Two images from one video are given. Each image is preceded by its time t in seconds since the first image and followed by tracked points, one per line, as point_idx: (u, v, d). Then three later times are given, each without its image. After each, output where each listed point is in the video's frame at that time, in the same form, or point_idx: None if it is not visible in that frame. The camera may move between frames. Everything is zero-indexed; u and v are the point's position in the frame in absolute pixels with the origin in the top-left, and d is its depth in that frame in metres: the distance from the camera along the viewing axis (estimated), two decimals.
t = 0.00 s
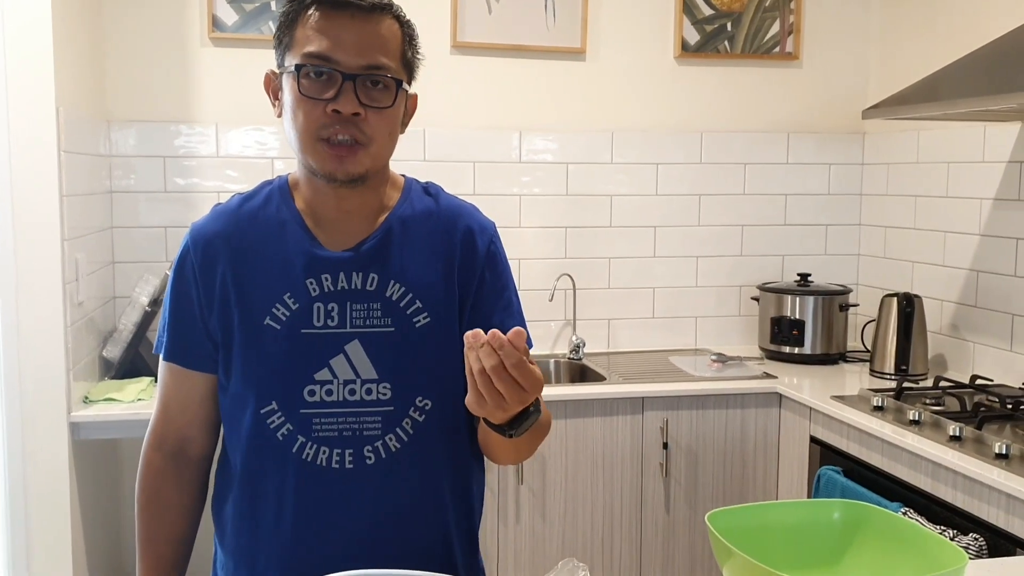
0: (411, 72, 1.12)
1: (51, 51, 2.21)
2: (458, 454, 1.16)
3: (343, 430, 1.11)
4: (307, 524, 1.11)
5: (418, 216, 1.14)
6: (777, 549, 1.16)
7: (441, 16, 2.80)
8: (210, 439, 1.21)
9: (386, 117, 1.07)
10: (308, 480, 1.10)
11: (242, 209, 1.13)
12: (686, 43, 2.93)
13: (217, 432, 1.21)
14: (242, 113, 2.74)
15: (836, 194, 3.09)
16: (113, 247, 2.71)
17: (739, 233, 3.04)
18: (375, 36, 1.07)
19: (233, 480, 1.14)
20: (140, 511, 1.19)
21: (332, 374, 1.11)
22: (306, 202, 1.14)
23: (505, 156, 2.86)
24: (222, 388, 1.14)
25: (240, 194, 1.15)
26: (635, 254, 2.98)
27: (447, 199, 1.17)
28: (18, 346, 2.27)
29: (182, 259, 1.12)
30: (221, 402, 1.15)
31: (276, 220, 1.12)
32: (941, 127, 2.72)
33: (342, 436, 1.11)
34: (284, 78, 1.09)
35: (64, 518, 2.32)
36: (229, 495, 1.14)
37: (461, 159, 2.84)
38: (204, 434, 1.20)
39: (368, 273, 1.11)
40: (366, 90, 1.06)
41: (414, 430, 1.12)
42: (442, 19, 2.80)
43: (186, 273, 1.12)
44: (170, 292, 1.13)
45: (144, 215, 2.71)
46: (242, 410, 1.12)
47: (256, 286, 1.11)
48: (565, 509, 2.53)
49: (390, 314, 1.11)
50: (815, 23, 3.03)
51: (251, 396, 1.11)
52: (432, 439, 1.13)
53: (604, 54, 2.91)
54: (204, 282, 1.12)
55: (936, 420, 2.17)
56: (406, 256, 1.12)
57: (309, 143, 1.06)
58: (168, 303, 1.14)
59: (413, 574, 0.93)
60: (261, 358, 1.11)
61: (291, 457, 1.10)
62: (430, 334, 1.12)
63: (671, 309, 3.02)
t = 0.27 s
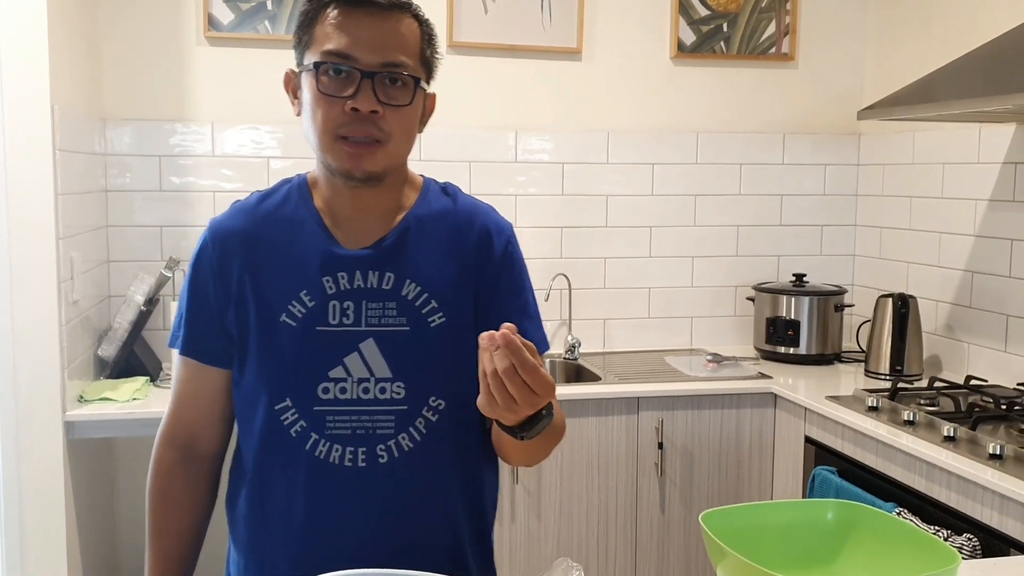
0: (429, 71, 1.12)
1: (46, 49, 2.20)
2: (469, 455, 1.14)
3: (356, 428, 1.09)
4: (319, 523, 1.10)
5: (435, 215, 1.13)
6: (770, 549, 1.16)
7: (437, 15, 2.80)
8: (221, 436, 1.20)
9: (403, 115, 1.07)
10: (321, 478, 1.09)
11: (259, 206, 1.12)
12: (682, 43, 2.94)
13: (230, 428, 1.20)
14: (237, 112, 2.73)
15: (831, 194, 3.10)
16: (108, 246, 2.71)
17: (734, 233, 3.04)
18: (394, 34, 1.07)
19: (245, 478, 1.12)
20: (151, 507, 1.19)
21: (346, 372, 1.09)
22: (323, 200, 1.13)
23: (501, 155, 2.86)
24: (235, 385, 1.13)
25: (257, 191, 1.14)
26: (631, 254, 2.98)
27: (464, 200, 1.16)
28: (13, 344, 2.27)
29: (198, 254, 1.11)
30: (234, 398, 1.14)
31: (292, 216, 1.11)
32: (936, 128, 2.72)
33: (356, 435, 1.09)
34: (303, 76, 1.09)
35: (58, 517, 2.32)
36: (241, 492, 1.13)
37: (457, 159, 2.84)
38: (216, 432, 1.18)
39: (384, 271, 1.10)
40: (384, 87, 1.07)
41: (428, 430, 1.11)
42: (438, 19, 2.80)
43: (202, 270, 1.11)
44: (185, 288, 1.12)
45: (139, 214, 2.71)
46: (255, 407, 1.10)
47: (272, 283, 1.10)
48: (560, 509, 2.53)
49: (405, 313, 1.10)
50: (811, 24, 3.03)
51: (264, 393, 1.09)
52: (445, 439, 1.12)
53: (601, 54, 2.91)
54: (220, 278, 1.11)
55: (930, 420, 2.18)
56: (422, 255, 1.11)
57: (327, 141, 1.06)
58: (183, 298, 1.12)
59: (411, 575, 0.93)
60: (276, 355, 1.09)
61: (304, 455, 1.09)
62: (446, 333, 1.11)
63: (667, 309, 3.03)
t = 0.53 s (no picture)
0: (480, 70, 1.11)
1: (39, 48, 2.20)
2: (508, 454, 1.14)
3: (397, 425, 1.09)
4: (358, 518, 1.10)
5: (482, 214, 1.12)
6: (762, 548, 1.17)
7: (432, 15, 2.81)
8: (264, 428, 1.19)
9: (453, 114, 1.06)
10: (361, 473, 1.09)
11: (307, 201, 1.12)
12: (676, 44, 2.94)
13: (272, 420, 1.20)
14: (232, 112, 2.73)
15: (824, 195, 3.11)
16: (102, 245, 2.70)
17: (728, 234, 3.05)
18: (447, 33, 1.06)
19: (285, 472, 1.12)
20: (193, 496, 1.19)
21: (389, 368, 1.09)
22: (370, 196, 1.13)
23: (495, 155, 2.87)
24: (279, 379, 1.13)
25: (305, 185, 1.14)
26: (625, 254, 2.99)
27: (511, 200, 1.15)
28: (7, 344, 2.27)
29: (245, 247, 1.11)
30: (277, 392, 1.14)
31: (340, 212, 1.10)
32: (929, 129, 2.73)
33: (397, 431, 1.09)
34: (353, 71, 1.08)
35: (52, 517, 2.32)
36: (282, 485, 1.13)
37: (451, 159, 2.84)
38: (260, 425, 1.18)
39: (429, 270, 1.09)
40: (435, 86, 1.06)
41: (468, 429, 1.10)
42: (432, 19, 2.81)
43: (249, 263, 1.11)
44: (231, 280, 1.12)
45: (133, 213, 2.71)
46: (297, 401, 1.10)
47: (318, 277, 1.09)
48: (554, 508, 2.53)
49: (449, 312, 1.09)
50: (806, 25, 3.04)
51: (307, 387, 1.09)
52: (485, 437, 1.11)
53: (595, 55, 2.92)
54: (267, 271, 1.10)
55: (922, 420, 2.19)
56: (468, 254, 1.10)
57: (376, 138, 1.06)
58: (229, 290, 1.12)
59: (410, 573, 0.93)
60: (320, 350, 1.09)
61: (345, 449, 1.09)
62: (488, 333, 1.10)
63: (661, 309, 3.03)
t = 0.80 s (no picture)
0: (530, 68, 1.13)
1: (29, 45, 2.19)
2: (553, 450, 1.15)
3: (444, 419, 1.11)
4: (405, 512, 1.11)
5: (531, 213, 1.14)
6: (753, 547, 1.17)
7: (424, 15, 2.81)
8: (312, 421, 1.22)
9: (503, 110, 1.08)
10: (408, 467, 1.11)
11: (359, 198, 1.15)
12: (669, 44, 2.95)
13: (319, 412, 1.23)
14: (223, 111, 2.72)
15: (817, 195, 3.12)
16: (94, 245, 2.70)
17: (720, 234, 3.05)
18: (498, 30, 1.08)
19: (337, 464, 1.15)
20: (242, 486, 1.21)
21: (437, 363, 1.11)
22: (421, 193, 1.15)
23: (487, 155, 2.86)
24: (331, 371, 1.16)
25: (357, 183, 1.17)
26: (618, 254, 2.99)
27: (559, 200, 1.17)
28: None
29: (299, 241, 1.14)
30: (327, 384, 1.17)
31: (392, 209, 1.13)
32: (920, 130, 2.74)
33: (444, 425, 1.11)
34: (406, 69, 1.11)
35: (43, 517, 2.31)
36: (334, 476, 1.16)
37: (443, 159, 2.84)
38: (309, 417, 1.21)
39: (477, 267, 1.11)
40: (486, 82, 1.08)
41: (514, 426, 1.12)
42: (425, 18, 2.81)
43: (303, 257, 1.14)
44: (286, 273, 1.15)
45: (125, 213, 2.70)
46: (348, 393, 1.13)
47: (368, 272, 1.12)
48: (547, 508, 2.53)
49: (497, 309, 1.11)
50: (798, 25, 3.05)
51: (357, 380, 1.12)
52: (530, 433, 1.13)
53: (588, 54, 2.92)
54: (320, 266, 1.13)
55: (914, 419, 2.19)
56: (517, 251, 1.12)
57: (428, 134, 1.08)
58: (282, 284, 1.15)
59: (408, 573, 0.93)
60: (369, 344, 1.11)
61: (394, 442, 1.11)
62: (535, 332, 1.12)
63: (653, 308, 3.03)
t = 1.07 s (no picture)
0: (567, 70, 1.11)
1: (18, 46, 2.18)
2: (581, 454, 1.13)
3: (472, 419, 1.10)
4: (432, 512, 1.11)
5: (566, 215, 1.13)
6: (743, 547, 1.17)
7: (416, 14, 2.81)
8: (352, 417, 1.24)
9: (536, 113, 1.07)
10: (437, 465, 1.10)
11: (397, 198, 1.16)
12: (661, 44, 2.94)
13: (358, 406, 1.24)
14: (214, 111, 2.71)
15: (808, 195, 3.12)
16: (83, 245, 2.68)
17: (712, 234, 3.05)
18: (532, 31, 1.06)
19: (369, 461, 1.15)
20: (284, 477, 1.22)
21: (466, 363, 1.10)
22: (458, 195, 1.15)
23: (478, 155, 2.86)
24: (366, 369, 1.17)
25: (397, 184, 1.18)
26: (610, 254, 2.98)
27: (596, 203, 1.15)
28: None
29: (339, 241, 1.16)
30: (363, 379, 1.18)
31: (428, 209, 1.13)
32: (911, 130, 2.74)
33: (472, 425, 1.10)
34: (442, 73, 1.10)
35: (32, 518, 2.30)
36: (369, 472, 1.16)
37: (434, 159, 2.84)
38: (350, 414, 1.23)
39: (511, 269, 1.11)
40: (519, 85, 1.06)
41: (543, 428, 1.10)
42: (416, 18, 2.81)
43: (342, 257, 1.16)
44: (327, 272, 1.17)
45: (116, 213, 2.69)
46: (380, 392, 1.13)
47: (404, 271, 1.12)
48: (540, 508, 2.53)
49: (528, 311, 1.10)
50: (789, 26, 3.05)
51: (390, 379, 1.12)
52: (560, 436, 1.11)
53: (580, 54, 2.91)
54: (357, 265, 1.15)
55: (904, 418, 2.19)
56: (551, 254, 1.11)
57: (462, 138, 1.07)
58: (323, 282, 1.17)
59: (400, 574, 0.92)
60: (402, 343, 1.11)
61: (422, 440, 1.10)
62: (565, 334, 1.11)
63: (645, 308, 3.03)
